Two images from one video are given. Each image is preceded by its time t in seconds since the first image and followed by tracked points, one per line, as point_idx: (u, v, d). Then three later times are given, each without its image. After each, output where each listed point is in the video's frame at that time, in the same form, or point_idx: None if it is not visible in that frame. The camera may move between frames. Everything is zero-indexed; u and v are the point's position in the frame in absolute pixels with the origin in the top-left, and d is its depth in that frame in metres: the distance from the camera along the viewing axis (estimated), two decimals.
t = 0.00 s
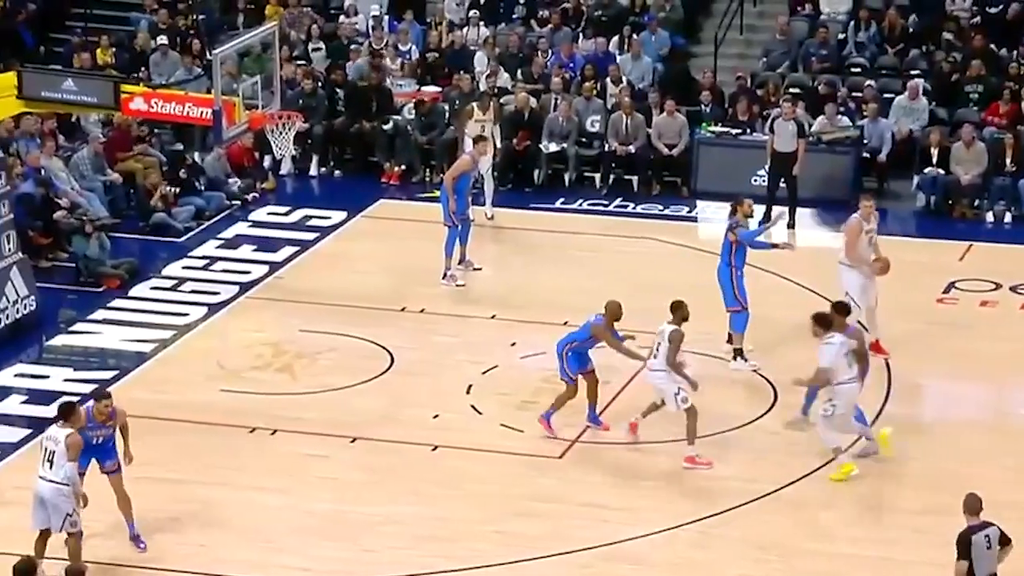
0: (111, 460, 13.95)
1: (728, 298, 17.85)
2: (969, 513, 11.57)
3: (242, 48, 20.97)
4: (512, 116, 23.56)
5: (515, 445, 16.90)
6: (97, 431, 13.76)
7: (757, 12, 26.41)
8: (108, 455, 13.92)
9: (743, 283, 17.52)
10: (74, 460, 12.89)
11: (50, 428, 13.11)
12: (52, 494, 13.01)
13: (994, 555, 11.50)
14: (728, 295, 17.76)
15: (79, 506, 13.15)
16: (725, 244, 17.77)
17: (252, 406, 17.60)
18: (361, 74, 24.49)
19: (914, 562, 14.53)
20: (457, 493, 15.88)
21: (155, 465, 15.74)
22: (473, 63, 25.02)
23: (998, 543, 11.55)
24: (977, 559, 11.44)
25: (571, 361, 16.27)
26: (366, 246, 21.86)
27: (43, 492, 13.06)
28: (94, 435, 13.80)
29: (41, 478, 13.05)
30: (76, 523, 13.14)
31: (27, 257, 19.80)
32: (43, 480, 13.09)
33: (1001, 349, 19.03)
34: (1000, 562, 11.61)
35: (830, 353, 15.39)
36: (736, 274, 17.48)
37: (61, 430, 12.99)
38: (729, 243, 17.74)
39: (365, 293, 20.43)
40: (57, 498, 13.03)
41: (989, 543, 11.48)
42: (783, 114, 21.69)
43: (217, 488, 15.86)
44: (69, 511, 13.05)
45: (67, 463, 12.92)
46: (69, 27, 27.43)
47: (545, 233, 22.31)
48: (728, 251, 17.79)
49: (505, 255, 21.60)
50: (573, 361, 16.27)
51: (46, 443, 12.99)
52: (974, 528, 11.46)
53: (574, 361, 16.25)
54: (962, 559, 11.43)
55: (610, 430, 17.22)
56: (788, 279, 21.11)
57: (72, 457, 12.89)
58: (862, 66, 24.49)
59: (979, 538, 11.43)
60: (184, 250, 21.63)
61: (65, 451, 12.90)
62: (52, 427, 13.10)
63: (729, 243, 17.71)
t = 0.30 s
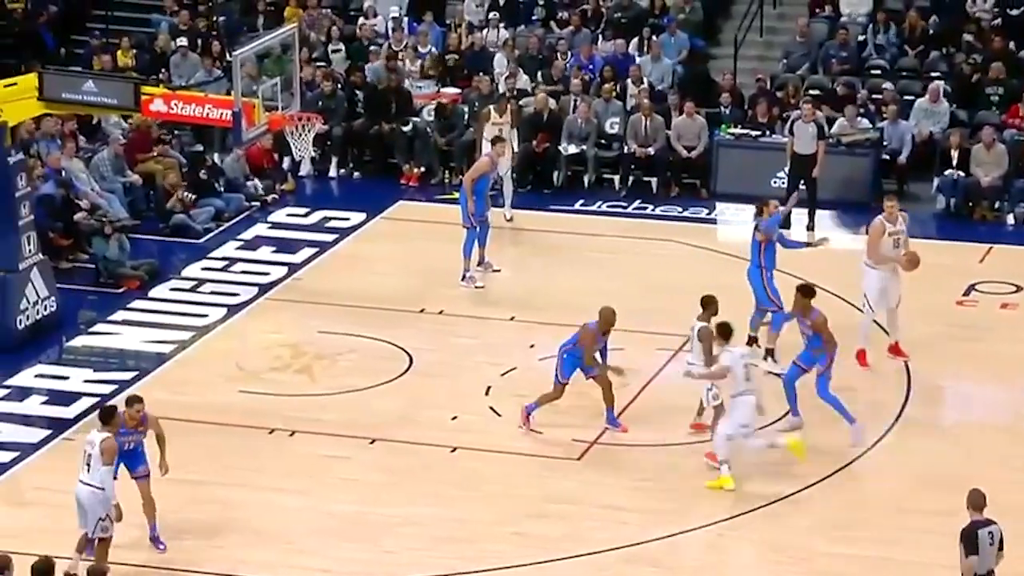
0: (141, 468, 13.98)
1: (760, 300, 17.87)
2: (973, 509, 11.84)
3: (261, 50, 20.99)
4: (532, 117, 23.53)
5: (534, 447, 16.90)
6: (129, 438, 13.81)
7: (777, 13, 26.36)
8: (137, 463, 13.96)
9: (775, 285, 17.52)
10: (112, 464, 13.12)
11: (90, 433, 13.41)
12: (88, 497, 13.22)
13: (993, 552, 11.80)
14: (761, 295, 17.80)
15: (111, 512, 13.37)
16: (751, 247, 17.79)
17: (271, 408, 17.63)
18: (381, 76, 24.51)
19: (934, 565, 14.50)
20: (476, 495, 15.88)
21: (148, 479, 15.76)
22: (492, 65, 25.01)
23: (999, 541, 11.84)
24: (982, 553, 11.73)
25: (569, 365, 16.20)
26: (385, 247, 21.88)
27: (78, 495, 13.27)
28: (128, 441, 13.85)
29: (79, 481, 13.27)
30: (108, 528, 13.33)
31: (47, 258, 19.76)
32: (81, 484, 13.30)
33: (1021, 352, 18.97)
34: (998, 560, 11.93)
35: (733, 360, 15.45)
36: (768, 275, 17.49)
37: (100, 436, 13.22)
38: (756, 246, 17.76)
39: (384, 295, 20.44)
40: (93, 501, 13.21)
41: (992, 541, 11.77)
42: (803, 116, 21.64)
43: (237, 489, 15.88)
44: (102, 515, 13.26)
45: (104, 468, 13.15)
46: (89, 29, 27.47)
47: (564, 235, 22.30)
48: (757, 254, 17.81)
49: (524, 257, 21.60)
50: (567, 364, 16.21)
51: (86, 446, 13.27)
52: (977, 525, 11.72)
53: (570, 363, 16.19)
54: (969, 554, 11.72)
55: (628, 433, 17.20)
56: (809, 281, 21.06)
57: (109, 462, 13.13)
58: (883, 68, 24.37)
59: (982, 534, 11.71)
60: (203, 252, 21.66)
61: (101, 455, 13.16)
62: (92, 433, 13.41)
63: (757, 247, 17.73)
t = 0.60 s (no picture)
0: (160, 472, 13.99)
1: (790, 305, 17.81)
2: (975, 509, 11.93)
3: (278, 51, 20.92)
4: (551, 117, 23.47)
5: (551, 449, 16.88)
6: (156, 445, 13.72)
7: (797, 14, 26.29)
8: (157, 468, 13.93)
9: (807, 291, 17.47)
10: (142, 466, 13.20)
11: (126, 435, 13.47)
12: (119, 499, 13.31)
13: (996, 550, 11.84)
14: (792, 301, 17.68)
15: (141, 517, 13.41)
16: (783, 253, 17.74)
17: (289, 409, 17.62)
18: (400, 78, 24.50)
19: (953, 567, 14.44)
20: (493, 497, 15.86)
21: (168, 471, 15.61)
22: (511, 66, 24.98)
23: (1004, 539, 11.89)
24: (985, 551, 11.77)
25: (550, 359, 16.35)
26: (404, 249, 21.87)
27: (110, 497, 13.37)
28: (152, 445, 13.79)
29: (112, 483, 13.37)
30: (132, 532, 13.38)
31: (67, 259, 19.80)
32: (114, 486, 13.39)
33: None
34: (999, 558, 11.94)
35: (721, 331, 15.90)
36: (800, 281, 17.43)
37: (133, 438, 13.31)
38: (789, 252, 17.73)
39: (402, 296, 20.43)
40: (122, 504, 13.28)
41: (996, 538, 11.81)
42: (823, 117, 21.56)
43: (255, 491, 15.88)
44: (129, 518, 13.31)
45: (137, 470, 13.23)
46: (108, 31, 27.51)
47: (582, 237, 22.26)
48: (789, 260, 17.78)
49: (542, 258, 21.58)
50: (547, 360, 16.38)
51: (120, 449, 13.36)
52: (980, 523, 11.76)
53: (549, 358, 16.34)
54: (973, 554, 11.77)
55: (646, 437, 17.17)
56: (829, 283, 20.99)
57: (140, 464, 13.21)
58: (902, 69, 24.31)
59: (986, 532, 11.74)
60: (222, 253, 21.68)
61: (133, 457, 13.24)
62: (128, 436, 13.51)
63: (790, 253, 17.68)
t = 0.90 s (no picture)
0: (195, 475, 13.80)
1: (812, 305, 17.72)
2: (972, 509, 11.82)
3: (296, 51, 20.93)
4: (569, 118, 23.38)
5: (569, 450, 16.82)
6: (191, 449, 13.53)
7: (816, 15, 26.19)
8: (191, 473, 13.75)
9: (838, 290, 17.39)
10: (178, 468, 13.10)
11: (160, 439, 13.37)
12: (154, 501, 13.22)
13: (993, 551, 11.75)
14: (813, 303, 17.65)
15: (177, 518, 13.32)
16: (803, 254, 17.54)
17: (306, 410, 17.58)
18: (418, 78, 24.43)
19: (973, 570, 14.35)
20: (510, 498, 15.80)
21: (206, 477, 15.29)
22: (529, 66, 24.91)
23: (1001, 539, 11.80)
24: (979, 553, 11.68)
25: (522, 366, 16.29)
26: (421, 249, 21.82)
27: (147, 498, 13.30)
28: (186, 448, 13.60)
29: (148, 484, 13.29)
30: (170, 534, 13.29)
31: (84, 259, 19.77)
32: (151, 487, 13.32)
33: None
34: (999, 559, 11.85)
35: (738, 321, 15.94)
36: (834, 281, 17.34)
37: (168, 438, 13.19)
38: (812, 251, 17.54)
39: (419, 297, 20.39)
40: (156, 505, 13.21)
41: (992, 539, 11.72)
42: (843, 118, 21.47)
43: (272, 491, 15.83)
44: (166, 519, 13.22)
45: (170, 470, 13.14)
46: (125, 31, 27.37)
47: (600, 237, 22.20)
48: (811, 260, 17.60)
49: (560, 259, 21.51)
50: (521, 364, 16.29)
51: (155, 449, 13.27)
52: (975, 524, 11.67)
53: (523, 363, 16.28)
54: (966, 557, 11.69)
55: (664, 438, 17.11)
56: (849, 285, 20.88)
57: (174, 465, 13.11)
58: (922, 70, 24.22)
59: (981, 534, 11.66)
60: (239, 253, 21.65)
61: (167, 458, 13.14)
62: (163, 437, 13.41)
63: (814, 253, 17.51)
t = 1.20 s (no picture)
0: (225, 476, 13.91)
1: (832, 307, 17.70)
2: (964, 508, 11.61)
3: (313, 51, 21.02)
4: (587, 118, 23.34)
5: (586, 451, 16.78)
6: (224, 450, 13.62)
7: (834, 14, 26.11)
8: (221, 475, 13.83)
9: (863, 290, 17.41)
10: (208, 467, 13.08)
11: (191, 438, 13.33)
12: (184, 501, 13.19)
13: (989, 550, 11.59)
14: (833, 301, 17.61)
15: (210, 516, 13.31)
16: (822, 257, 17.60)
17: (322, 410, 17.56)
18: (435, 78, 24.40)
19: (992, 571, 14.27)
20: (527, 499, 15.77)
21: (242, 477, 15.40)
22: (545, 66, 24.86)
23: (994, 538, 11.62)
24: (972, 553, 11.52)
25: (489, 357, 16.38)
26: (437, 250, 21.80)
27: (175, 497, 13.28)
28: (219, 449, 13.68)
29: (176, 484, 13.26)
30: (207, 532, 13.23)
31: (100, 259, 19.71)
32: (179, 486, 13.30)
33: None
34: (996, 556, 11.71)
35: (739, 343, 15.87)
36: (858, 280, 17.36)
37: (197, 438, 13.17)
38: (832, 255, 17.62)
39: (436, 297, 20.36)
40: (186, 505, 13.18)
41: (985, 539, 11.55)
42: (860, 119, 21.36)
43: (289, 492, 15.81)
44: (198, 519, 13.20)
45: (199, 469, 13.12)
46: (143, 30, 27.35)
47: (617, 238, 22.15)
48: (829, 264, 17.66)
49: (576, 260, 21.47)
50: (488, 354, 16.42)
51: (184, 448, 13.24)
52: (965, 526, 11.51)
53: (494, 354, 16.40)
54: (958, 557, 11.54)
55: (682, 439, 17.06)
56: (867, 286, 20.81)
57: (205, 465, 13.10)
58: (941, 70, 24.13)
59: (972, 534, 11.50)
60: (255, 253, 21.63)
61: (196, 457, 13.12)
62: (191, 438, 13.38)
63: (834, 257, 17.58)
